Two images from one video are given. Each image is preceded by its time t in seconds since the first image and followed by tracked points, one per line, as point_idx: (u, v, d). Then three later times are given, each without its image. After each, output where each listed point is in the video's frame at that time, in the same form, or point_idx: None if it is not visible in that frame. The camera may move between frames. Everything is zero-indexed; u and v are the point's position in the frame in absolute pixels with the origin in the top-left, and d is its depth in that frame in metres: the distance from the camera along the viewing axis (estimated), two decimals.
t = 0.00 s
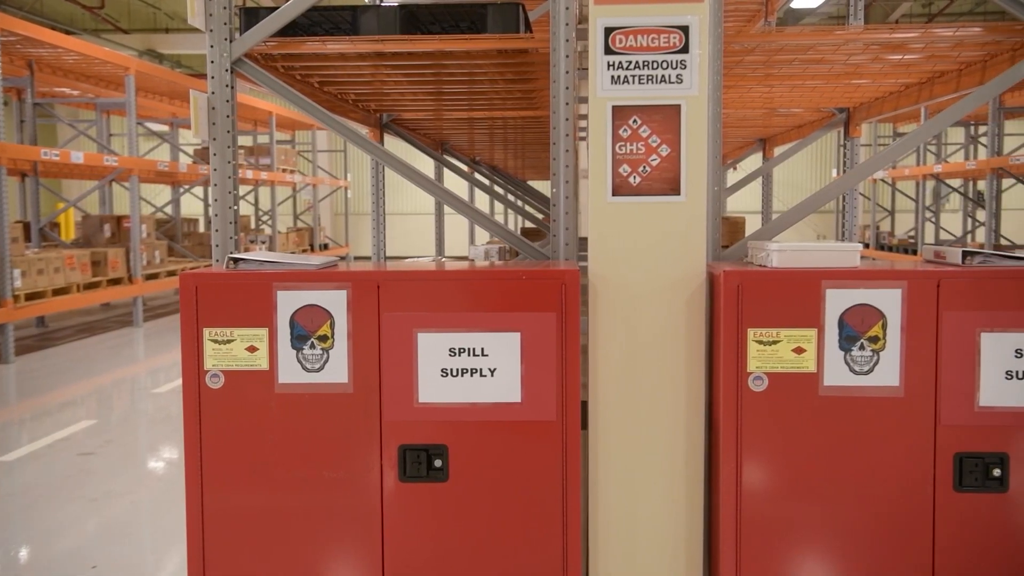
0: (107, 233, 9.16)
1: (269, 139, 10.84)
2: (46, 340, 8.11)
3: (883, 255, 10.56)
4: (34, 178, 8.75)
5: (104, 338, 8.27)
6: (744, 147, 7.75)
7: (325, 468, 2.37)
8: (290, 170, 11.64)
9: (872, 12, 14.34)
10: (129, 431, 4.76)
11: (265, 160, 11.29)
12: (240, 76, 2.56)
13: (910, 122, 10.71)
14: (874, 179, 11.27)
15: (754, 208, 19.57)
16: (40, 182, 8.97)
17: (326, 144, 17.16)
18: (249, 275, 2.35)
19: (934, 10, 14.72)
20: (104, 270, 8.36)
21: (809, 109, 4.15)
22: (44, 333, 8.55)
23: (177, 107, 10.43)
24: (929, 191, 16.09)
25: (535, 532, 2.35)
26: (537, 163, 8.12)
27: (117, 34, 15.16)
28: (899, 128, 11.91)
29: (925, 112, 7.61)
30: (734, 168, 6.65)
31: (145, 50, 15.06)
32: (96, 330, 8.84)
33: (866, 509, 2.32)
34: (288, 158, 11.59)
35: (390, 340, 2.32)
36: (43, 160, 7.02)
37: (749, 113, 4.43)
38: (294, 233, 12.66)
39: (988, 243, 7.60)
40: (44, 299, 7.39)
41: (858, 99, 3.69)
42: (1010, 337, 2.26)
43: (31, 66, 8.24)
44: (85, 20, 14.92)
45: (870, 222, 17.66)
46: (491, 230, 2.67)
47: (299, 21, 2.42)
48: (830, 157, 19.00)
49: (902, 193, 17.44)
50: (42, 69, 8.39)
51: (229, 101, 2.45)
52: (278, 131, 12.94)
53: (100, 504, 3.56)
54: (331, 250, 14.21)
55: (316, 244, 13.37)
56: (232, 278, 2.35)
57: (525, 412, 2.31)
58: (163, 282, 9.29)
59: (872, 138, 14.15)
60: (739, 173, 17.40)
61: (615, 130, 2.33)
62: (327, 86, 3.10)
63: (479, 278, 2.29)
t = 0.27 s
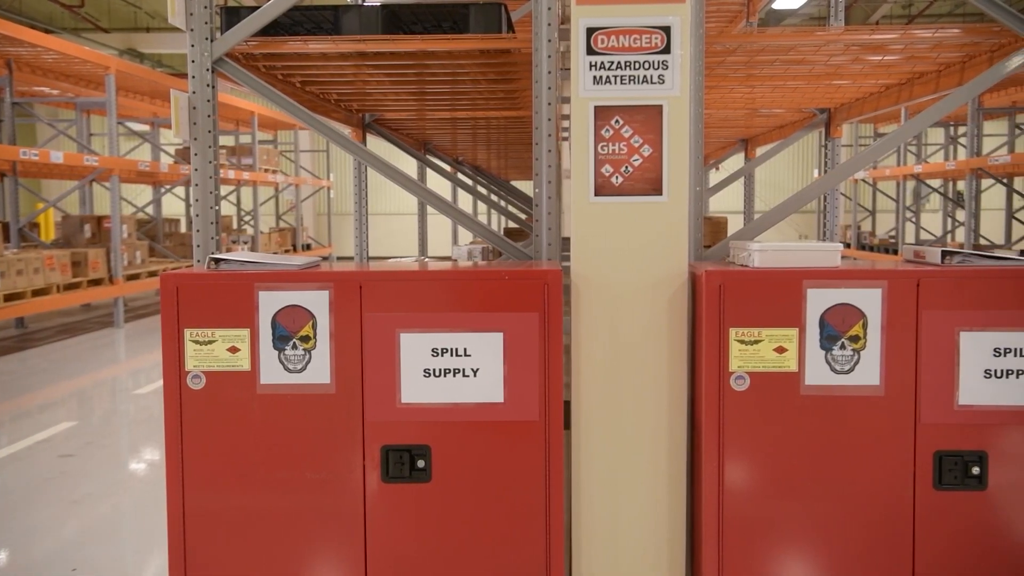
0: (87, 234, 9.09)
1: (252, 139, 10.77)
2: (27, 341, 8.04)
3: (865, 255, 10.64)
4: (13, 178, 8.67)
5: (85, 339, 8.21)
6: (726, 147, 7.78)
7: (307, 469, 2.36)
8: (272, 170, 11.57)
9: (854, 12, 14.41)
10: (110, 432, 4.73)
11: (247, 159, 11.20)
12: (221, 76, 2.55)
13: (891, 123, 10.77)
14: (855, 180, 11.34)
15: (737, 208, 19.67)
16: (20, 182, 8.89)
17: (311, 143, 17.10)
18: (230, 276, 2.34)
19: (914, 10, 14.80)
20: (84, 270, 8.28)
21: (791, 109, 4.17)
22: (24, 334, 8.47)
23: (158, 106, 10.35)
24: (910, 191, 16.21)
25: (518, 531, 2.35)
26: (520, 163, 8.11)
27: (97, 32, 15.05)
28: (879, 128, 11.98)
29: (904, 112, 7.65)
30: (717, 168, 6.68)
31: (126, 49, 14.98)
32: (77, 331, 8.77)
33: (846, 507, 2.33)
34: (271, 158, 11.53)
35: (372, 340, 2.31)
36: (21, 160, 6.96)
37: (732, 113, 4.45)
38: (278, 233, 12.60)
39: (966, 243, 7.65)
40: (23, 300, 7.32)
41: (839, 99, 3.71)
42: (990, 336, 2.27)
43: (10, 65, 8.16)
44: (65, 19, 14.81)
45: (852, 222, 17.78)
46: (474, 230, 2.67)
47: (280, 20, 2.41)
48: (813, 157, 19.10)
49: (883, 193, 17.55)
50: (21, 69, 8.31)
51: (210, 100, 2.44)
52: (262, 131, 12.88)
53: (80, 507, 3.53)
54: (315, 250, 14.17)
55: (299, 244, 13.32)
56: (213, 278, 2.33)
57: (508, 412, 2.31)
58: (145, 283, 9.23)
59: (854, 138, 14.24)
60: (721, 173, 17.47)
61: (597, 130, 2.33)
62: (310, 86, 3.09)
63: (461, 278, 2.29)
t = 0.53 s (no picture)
0: (69, 234, 9.02)
1: (235, 138, 10.65)
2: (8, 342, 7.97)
3: (847, 255, 10.70)
4: None
5: (66, 340, 8.15)
6: (710, 148, 7.80)
7: (291, 470, 2.35)
8: (257, 170, 11.51)
9: (836, 13, 14.49)
10: (92, 434, 4.70)
11: (231, 159, 11.12)
12: (204, 76, 2.54)
13: (873, 124, 10.82)
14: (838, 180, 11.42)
15: (722, 208, 19.74)
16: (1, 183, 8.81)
17: (296, 143, 17.05)
18: (213, 277, 2.32)
19: (896, 12, 14.90)
20: (66, 271, 8.22)
21: (774, 110, 4.18)
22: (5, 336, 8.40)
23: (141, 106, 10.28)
24: (893, 192, 16.33)
25: (502, 531, 2.35)
26: (504, 163, 8.11)
27: (80, 32, 14.94)
28: (862, 129, 12.04)
29: (885, 112, 7.70)
30: (702, 167, 6.69)
31: (108, 48, 14.89)
32: (59, 332, 8.71)
33: (828, 506, 2.34)
34: (255, 158, 11.47)
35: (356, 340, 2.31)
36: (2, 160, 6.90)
37: (716, 114, 4.46)
38: (262, 233, 12.55)
39: (946, 242, 7.71)
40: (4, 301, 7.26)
41: (822, 99, 3.73)
42: (970, 335, 2.29)
43: None
44: (46, 17, 14.70)
45: (835, 222, 17.87)
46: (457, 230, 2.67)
47: (264, 20, 2.40)
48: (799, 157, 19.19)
49: (867, 193, 17.65)
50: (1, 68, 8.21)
51: (193, 99, 2.43)
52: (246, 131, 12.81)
53: (62, 509, 3.51)
54: (300, 251, 14.13)
55: (283, 244, 13.27)
56: (195, 279, 2.32)
57: (492, 412, 2.31)
58: (128, 283, 9.17)
59: (838, 139, 14.31)
60: (706, 173, 17.53)
61: (581, 130, 2.34)
62: (294, 86, 3.09)
63: (445, 279, 2.29)
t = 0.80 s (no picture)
0: (48, 234, 8.97)
1: (217, 139, 10.56)
2: None
3: (830, 255, 10.75)
4: None
5: (46, 342, 8.09)
6: (693, 148, 7.82)
7: (274, 472, 2.34)
8: (239, 170, 11.45)
9: (819, 14, 14.56)
10: (72, 436, 4.67)
11: (213, 160, 11.02)
12: (185, 75, 2.52)
13: (855, 125, 10.87)
14: (820, 180, 11.47)
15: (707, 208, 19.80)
16: None
17: (280, 143, 16.99)
18: (194, 278, 2.31)
19: (878, 13, 14.99)
20: (46, 272, 8.15)
21: (756, 111, 4.20)
22: None
23: (122, 105, 10.18)
24: (876, 192, 16.43)
25: (486, 531, 2.35)
26: (487, 163, 8.10)
27: (60, 31, 14.80)
28: (843, 129, 12.10)
29: (865, 113, 7.73)
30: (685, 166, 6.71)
31: (89, 48, 14.79)
32: (39, 333, 8.64)
33: (810, 505, 2.35)
34: (237, 158, 11.38)
35: (338, 341, 2.30)
36: None
37: (699, 114, 4.47)
38: (246, 233, 12.49)
39: (926, 242, 7.75)
40: None
41: (804, 100, 3.75)
42: (950, 334, 2.30)
43: None
44: (26, 15, 14.57)
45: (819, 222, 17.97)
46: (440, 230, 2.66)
47: (246, 20, 2.41)
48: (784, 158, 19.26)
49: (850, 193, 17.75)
50: None
51: (174, 99, 2.43)
52: (228, 131, 12.73)
53: (41, 511, 3.49)
54: (284, 251, 14.08)
55: (267, 244, 13.22)
56: (176, 280, 2.31)
57: (476, 413, 2.31)
58: (109, 284, 9.10)
59: (821, 139, 14.38)
60: (689, 173, 17.59)
61: (564, 130, 2.34)
62: (276, 85, 3.08)
63: (428, 279, 2.29)
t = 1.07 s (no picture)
0: (27, 235, 8.84)
1: (198, 139, 10.49)
2: None
3: (810, 255, 10.80)
4: None
5: (23, 343, 8.01)
6: (674, 148, 7.84)
7: (255, 473, 2.33)
8: (220, 170, 11.37)
9: (800, 14, 14.67)
10: (51, 438, 4.63)
11: (194, 160, 10.90)
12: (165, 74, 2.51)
13: (834, 125, 10.93)
14: (800, 180, 11.53)
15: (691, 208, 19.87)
16: None
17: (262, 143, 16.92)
18: (173, 278, 2.30)
19: (858, 14, 15.10)
20: (24, 273, 8.04)
21: (737, 112, 4.21)
22: None
23: (101, 105, 10.06)
24: (856, 192, 16.54)
25: (468, 531, 2.35)
26: (469, 163, 8.09)
27: (38, 29, 14.63)
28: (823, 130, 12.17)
29: (844, 113, 7.78)
30: (666, 166, 6.73)
31: (67, 46, 14.63)
32: (18, 335, 8.56)
33: (790, 503, 2.36)
34: (218, 158, 11.30)
35: (320, 341, 2.29)
36: None
37: (680, 115, 4.48)
38: (228, 234, 12.42)
39: (905, 242, 7.80)
40: None
41: (785, 101, 3.77)
42: (928, 333, 2.32)
43: None
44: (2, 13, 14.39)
45: (801, 222, 18.07)
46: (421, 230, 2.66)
47: (226, 18, 2.41)
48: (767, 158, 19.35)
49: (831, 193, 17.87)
50: None
51: (154, 99, 2.41)
52: (208, 130, 12.64)
53: (17, 514, 3.46)
54: (266, 251, 14.02)
55: (249, 245, 13.16)
56: (156, 280, 2.29)
57: (458, 413, 2.31)
58: (87, 285, 9.02)
59: (803, 139, 14.46)
60: (671, 173, 17.66)
61: (545, 130, 2.34)
62: (256, 84, 3.07)
63: (409, 280, 2.28)
